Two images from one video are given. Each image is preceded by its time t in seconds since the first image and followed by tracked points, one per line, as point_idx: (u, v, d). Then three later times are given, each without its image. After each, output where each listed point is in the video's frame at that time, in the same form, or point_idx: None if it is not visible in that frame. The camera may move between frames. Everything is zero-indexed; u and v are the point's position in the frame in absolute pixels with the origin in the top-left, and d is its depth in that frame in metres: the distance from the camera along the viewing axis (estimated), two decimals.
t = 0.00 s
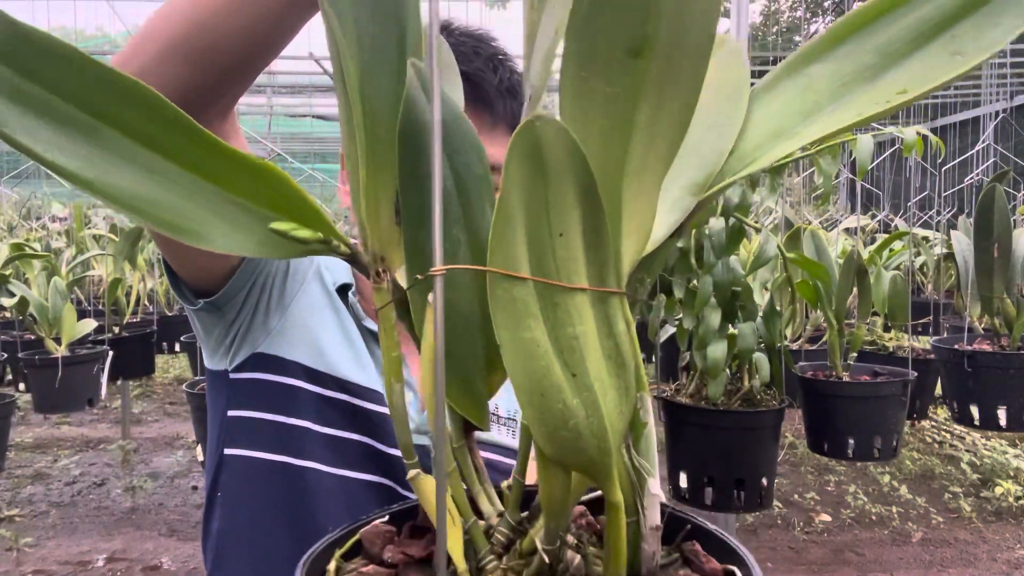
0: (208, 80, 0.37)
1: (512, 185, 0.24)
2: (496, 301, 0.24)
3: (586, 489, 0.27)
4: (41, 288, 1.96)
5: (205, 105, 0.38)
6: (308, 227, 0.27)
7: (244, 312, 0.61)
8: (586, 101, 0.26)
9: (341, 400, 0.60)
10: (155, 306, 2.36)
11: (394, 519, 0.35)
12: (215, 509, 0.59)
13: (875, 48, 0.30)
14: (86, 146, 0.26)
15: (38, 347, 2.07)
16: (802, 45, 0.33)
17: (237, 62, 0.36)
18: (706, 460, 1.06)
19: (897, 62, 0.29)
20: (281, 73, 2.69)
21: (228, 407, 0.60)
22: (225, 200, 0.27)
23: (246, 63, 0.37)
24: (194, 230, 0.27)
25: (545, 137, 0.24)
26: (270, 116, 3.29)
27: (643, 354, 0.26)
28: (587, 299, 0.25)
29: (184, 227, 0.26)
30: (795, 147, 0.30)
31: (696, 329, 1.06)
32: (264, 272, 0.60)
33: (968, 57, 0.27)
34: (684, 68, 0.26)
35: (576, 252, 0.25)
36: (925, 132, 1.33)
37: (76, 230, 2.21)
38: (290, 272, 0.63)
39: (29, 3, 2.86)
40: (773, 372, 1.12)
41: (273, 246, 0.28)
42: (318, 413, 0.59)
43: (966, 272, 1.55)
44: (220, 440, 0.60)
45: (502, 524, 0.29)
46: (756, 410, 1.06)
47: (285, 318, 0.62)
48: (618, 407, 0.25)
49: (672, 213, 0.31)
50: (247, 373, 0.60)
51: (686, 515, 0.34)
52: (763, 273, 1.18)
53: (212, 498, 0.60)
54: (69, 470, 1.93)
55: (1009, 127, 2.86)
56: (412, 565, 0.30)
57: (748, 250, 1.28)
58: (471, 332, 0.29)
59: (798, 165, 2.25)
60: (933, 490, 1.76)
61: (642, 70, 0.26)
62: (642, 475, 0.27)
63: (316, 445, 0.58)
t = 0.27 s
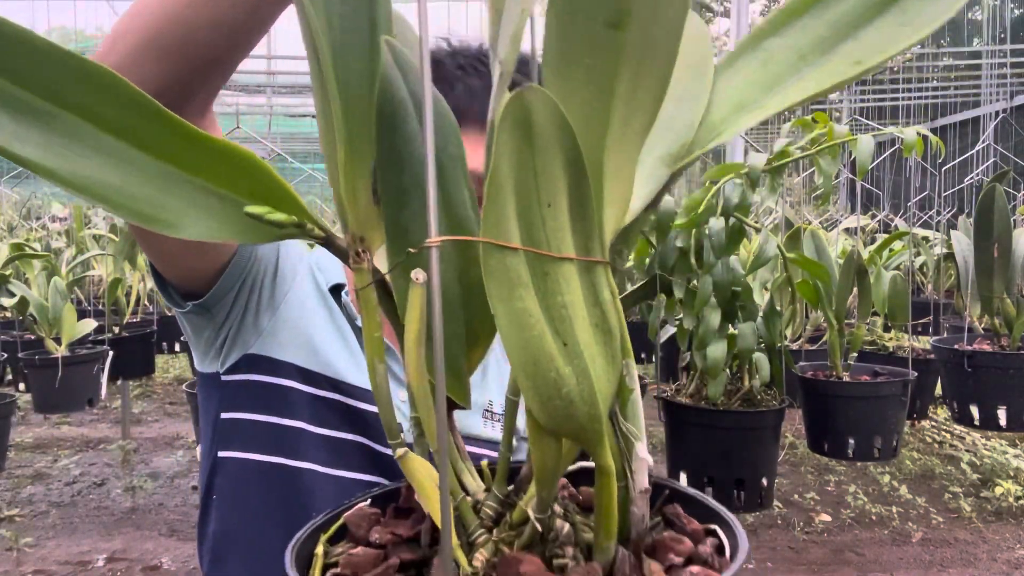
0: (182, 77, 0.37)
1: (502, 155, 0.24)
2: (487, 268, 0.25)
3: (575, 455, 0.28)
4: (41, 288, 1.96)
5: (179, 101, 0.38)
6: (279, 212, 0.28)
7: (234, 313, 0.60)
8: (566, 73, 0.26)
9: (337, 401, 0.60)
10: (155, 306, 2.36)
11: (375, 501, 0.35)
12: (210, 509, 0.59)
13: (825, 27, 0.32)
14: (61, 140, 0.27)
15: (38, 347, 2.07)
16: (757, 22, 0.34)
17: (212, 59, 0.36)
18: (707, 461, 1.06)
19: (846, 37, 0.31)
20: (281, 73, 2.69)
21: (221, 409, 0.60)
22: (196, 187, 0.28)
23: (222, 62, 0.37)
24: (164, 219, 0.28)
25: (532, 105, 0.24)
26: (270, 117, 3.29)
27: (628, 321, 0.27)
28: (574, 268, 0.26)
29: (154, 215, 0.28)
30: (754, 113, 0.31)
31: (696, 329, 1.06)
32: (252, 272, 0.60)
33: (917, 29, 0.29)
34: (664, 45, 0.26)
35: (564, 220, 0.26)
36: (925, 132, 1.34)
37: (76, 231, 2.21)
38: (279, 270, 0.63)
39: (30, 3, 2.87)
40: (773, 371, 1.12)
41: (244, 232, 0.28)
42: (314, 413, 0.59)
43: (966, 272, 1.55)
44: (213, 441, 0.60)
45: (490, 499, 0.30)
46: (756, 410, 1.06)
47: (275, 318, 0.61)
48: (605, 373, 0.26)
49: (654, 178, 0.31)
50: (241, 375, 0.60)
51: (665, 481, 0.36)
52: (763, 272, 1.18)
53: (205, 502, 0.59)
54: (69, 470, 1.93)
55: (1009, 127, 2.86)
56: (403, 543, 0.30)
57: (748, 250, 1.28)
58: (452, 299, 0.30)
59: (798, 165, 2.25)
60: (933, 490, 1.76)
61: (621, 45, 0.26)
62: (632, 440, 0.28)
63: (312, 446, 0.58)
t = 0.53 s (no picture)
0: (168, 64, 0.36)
1: (475, 124, 0.25)
2: (457, 237, 0.26)
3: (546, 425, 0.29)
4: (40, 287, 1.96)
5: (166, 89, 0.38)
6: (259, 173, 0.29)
7: (233, 309, 0.60)
8: (542, 51, 0.27)
9: (337, 398, 0.61)
10: (155, 306, 2.36)
11: (348, 471, 0.36)
12: (208, 507, 0.59)
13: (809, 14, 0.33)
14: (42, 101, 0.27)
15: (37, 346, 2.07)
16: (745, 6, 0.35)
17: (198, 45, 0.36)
18: (707, 460, 1.06)
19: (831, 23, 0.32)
20: (282, 73, 2.69)
21: (221, 407, 0.59)
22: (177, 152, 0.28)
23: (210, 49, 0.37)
24: (144, 179, 0.28)
25: (507, 74, 0.25)
26: (270, 116, 3.29)
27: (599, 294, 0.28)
28: (546, 240, 0.27)
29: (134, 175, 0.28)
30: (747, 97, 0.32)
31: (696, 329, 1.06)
32: (252, 268, 0.60)
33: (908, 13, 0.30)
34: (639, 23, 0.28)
35: (537, 192, 0.27)
36: (926, 133, 1.34)
37: (76, 231, 2.21)
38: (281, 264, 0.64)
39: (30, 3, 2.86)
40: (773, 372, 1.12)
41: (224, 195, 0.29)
42: (316, 413, 0.59)
43: (966, 272, 1.55)
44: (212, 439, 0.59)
45: (460, 469, 0.30)
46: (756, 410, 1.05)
47: (276, 313, 0.62)
48: (574, 344, 0.27)
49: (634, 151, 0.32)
50: (240, 372, 0.60)
51: (636, 459, 0.37)
52: (763, 272, 1.17)
53: (204, 499, 0.59)
54: (68, 470, 1.93)
55: (1009, 127, 2.86)
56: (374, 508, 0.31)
57: (748, 250, 1.28)
58: (431, 276, 0.31)
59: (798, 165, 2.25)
60: (933, 490, 1.76)
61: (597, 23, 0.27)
62: (600, 414, 0.29)
63: (315, 445, 0.57)
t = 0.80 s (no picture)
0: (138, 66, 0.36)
1: (425, 106, 0.25)
2: (411, 221, 0.26)
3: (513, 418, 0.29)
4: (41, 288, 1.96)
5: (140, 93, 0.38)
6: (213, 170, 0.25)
7: (239, 309, 0.60)
8: (493, 31, 0.26)
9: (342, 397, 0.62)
10: (155, 306, 2.36)
11: (316, 471, 0.36)
12: (214, 510, 0.59)
13: None
14: None
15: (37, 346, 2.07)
16: None
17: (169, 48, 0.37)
18: (708, 460, 1.06)
19: None
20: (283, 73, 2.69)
21: (228, 407, 0.60)
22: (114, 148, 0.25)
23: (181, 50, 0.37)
24: (79, 178, 0.24)
25: (450, 54, 0.25)
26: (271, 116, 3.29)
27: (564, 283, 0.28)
28: (506, 224, 0.26)
29: (66, 174, 0.24)
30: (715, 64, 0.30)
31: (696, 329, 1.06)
32: (257, 269, 0.60)
33: None
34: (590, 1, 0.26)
35: (494, 175, 0.26)
36: (926, 132, 1.34)
37: (76, 231, 2.21)
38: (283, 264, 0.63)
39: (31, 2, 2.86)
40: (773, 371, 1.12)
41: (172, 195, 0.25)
42: (323, 412, 0.60)
43: (966, 272, 1.55)
44: (217, 442, 0.59)
45: (430, 464, 0.31)
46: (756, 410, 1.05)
47: (282, 314, 0.63)
48: (539, 332, 0.26)
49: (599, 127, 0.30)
50: (246, 372, 0.60)
51: (607, 446, 0.38)
52: (763, 272, 1.17)
53: (209, 501, 0.59)
54: (68, 470, 1.93)
55: (1009, 127, 2.86)
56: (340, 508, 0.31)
57: (748, 249, 1.28)
58: (392, 266, 0.30)
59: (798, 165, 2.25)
60: (933, 490, 1.76)
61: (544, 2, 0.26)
62: (567, 403, 0.29)
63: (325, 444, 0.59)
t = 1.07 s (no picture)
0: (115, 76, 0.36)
1: (367, 110, 0.26)
2: (355, 221, 0.26)
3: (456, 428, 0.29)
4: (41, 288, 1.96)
5: (117, 99, 0.38)
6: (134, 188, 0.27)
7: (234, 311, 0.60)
8: (439, 38, 0.26)
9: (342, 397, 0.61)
10: (155, 306, 2.36)
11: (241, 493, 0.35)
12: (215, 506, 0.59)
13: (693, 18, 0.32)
14: None
15: (37, 346, 2.07)
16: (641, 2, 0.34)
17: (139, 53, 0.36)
18: (708, 460, 1.06)
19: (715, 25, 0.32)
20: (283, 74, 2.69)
21: (227, 409, 0.60)
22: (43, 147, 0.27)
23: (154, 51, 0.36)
24: None
25: (405, 60, 0.25)
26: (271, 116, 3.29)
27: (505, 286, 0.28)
28: (450, 228, 0.26)
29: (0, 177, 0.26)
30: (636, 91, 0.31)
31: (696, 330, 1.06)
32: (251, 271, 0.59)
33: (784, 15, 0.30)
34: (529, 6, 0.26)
35: (439, 181, 0.27)
36: (925, 133, 1.34)
37: (76, 231, 2.21)
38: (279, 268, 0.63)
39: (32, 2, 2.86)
40: (773, 371, 1.12)
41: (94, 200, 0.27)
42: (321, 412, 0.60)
43: (966, 272, 1.55)
44: (217, 441, 0.60)
45: (366, 482, 0.31)
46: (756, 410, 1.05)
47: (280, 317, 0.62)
48: (480, 336, 0.26)
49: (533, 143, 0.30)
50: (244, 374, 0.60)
51: (549, 463, 0.38)
52: (763, 272, 1.17)
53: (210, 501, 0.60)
54: (68, 470, 1.93)
55: (1009, 127, 2.86)
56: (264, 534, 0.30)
57: (748, 249, 1.28)
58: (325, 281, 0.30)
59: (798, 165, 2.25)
60: (934, 490, 1.76)
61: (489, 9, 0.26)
62: (510, 410, 0.29)
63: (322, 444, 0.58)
